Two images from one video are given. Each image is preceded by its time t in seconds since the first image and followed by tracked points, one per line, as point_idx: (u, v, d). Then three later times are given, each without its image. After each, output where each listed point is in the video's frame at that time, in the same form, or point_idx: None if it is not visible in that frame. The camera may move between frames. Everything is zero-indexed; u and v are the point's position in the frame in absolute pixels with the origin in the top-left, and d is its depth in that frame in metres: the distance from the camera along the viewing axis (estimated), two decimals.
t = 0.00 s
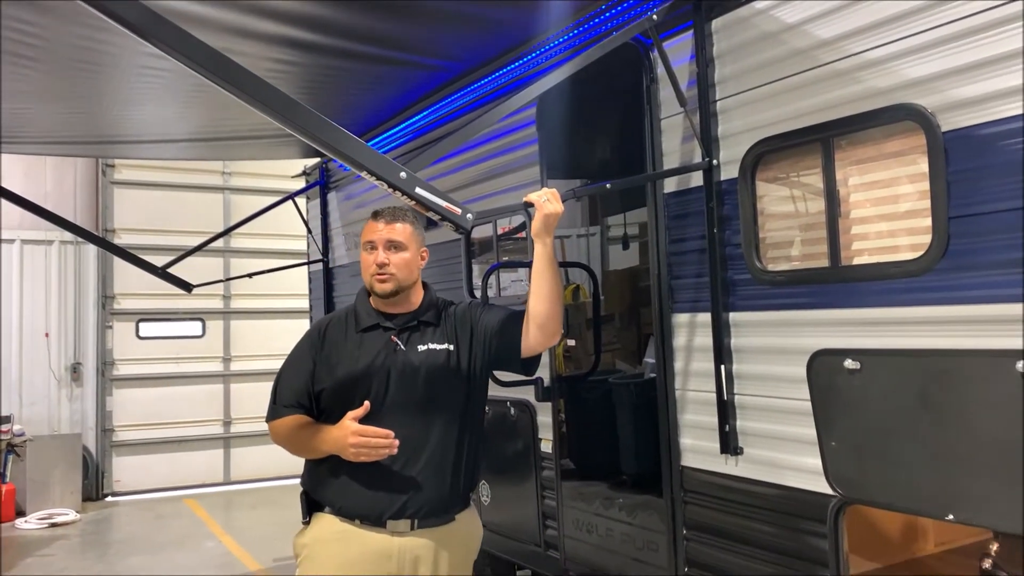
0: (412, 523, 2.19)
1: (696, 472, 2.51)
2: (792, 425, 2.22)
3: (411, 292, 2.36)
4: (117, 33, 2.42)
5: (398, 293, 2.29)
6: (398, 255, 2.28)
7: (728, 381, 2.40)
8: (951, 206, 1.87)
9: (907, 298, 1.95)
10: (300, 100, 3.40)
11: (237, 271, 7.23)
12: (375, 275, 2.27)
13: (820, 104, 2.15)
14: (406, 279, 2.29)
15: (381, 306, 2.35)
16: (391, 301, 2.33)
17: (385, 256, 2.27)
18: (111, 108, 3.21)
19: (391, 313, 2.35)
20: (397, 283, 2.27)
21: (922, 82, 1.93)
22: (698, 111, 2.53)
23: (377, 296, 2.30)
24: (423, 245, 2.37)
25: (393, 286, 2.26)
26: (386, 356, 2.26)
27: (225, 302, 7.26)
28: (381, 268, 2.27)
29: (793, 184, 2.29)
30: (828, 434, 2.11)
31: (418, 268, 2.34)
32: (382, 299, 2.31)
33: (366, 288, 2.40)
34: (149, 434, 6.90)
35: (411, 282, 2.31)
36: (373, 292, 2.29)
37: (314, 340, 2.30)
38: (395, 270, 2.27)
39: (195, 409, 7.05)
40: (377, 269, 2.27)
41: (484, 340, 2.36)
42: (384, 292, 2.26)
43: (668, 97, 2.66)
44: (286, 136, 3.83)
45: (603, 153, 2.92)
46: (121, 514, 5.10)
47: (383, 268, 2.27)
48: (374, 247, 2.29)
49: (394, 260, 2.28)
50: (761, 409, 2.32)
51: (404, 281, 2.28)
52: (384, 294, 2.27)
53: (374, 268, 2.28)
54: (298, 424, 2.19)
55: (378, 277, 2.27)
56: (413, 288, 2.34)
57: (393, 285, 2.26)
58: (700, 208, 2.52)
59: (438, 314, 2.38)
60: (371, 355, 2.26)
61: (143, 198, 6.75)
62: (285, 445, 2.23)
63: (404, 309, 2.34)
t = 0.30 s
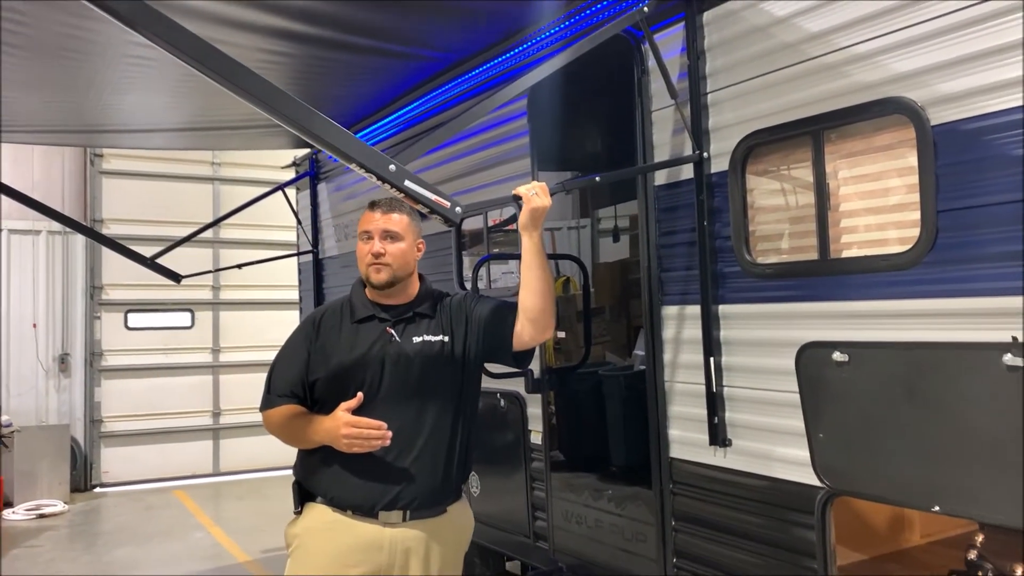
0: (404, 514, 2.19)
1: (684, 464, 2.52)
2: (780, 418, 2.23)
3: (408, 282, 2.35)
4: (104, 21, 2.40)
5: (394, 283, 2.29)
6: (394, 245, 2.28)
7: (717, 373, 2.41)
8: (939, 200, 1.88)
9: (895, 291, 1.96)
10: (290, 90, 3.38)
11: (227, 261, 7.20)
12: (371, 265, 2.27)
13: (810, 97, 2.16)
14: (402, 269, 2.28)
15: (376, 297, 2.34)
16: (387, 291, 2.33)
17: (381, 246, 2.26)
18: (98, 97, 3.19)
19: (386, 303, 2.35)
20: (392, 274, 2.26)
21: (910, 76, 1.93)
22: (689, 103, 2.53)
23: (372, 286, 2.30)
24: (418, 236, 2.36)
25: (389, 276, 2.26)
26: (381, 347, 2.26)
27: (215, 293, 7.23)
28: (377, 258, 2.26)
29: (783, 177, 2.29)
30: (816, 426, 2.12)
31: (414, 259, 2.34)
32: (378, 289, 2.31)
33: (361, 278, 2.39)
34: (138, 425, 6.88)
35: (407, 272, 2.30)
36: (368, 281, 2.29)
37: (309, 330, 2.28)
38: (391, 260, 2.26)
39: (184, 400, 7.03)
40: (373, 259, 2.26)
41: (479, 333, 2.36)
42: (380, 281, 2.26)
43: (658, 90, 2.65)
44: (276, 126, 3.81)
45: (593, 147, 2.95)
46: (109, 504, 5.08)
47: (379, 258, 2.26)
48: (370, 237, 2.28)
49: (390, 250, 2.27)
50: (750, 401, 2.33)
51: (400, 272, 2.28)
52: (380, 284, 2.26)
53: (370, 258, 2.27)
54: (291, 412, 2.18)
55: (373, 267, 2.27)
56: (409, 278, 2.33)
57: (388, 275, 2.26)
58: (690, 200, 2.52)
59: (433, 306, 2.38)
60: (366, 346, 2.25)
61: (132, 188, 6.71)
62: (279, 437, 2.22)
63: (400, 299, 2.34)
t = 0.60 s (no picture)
0: (399, 503, 2.18)
1: (675, 454, 2.54)
2: (771, 408, 2.24)
3: (404, 272, 2.35)
4: (95, 9, 2.38)
5: (391, 273, 2.28)
6: (391, 234, 2.27)
7: (709, 363, 2.42)
8: (931, 190, 1.88)
9: (886, 282, 1.97)
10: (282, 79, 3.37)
11: (218, 251, 7.17)
12: (368, 254, 2.26)
13: (802, 88, 2.16)
14: (399, 259, 2.28)
15: (373, 286, 2.34)
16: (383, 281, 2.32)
17: (378, 235, 2.25)
18: (89, 85, 3.17)
19: (382, 292, 2.34)
20: (390, 263, 2.26)
21: (902, 67, 1.93)
22: (682, 93, 2.52)
23: (369, 275, 2.29)
24: (415, 225, 2.35)
25: (386, 266, 2.26)
26: (377, 336, 2.26)
27: (206, 282, 7.20)
28: (373, 248, 2.25)
29: (776, 169, 2.30)
30: (807, 416, 2.13)
31: (411, 249, 2.33)
32: (375, 278, 2.30)
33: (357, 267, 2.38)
34: (127, 415, 6.86)
35: (403, 262, 2.30)
36: (365, 271, 2.28)
37: (304, 318, 2.28)
38: (388, 250, 2.26)
39: (175, 390, 7.02)
40: (370, 248, 2.25)
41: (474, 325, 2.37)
42: (376, 271, 2.25)
43: (652, 80, 2.64)
44: (268, 116, 3.79)
45: (585, 136, 2.94)
46: (99, 494, 5.07)
47: (375, 247, 2.25)
48: (367, 226, 2.27)
49: (387, 240, 2.26)
50: (741, 390, 2.33)
51: (397, 261, 2.27)
52: (377, 274, 2.26)
53: (367, 247, 2.26)
54: (286, 399, 2.17)
55: (370, 256, 2.26)
56: (405, 268, 2.33)
57: (385, 265, 2.25)
58: (683, 191, 2.52)
59: (428, 297, 2.38)
60: (362, 335, 2.25)
61: (123, 177, 6.67)
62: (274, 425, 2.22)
63: (397, 289, 2.34)
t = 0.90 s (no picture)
0: (394, 493, 2.19)
1: (668, 445, 2.54)
2: (764, 399, 2.25)
3: (399, 264, 2.35)
4: None
5: (386, 263, 2.28)
6: (387, 224, 2.27)
7: (702, 355, 2.43)
8: (925, 183, 1.89)
9: (878, 275, 1.98)
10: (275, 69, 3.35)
11: (211, 241, 7.14)
12: (363, 244, 2.26)
13: (796, 80, 2.16)
14: (394, 249, 2.28)
15: (367, 277, 2.34)
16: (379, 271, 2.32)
17: (373, 225, 2.26)
18: (81, 74, 3.15)
19: (378, 284, 2.34)
20: (385, 253, 2.26)
21: (892, 60, 1.94)
22: (676, 85, 2.51)
23: (364, 266, 2.30)
24: (411, 216, 2.35)
25: (381, 256, 2.26)
26: (372, 326, 2.26)
27: (199, 273, 7.17)
28: (368, 237, 2.26)
29: (769, 161, 2.30)
30: (800, 408, 2.14)
31: (406, 240, 2.33)
32: (369, 269, 2.30)
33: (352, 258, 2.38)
34: (119, 405, 6.90)
35: (398, 253, 2.30)
36: (360, 261, 2.29)
37: (299, 307, 2.27)
38: (383, 240, 2.26)
39: (169, 380, 7.01)
40: (364, 237, 2.26)
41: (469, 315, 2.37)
42: (371, 261, 2.26)
43: (646, 71, 2.64)
44: (261, 106, 3.77)
45: (580, 128, 2.94)
46: (93, 483, 5.06)
47: (370, 237, 2.26)
48: (362, 216, 2.28)
49: (382, 229, 2.27)
50: (734, 382, 2.34)
51: (392, 252, 2.27)
52: (371, 264, 2.26)
53: (362, 237, 2.27)
54: (280, 388, 2.18)
55: (365, 246, 2.26)
56: (400, 259, 2.33)
57: (380, 255, 2.26)
58: (677, 182, 2.52)
59: (423, 287, 2.37)
60: (357, 325, 2.25)
61: (115, 166, 6.63)
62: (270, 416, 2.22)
63: (392, 280, 2.34)
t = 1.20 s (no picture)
0: (386, 486, 2.19)
1: (662, 438, 2.55)
2: (757, 393, 2.26)
3: (389, 257, 2.34)
4: None
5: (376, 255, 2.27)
6: (378, 217, 2.26)
7: (696, 348, 2.43)
8: (918, 177, 1.89)
9: (871, 269, 1.99)
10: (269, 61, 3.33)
11: (205, 234, 7.11)
12: (354, 236, 2.25)
13: (791, 74, 2.16)
14: (385, 242, 2.27)
15: (360, 270, 2.33)
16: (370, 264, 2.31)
17: (364, 217, 2.24)
18: (73, 66, 3.13)
19: (369, 277, 2.33)
20: (376, 246, 2.25)
21: (886, 55, 1.95)
22: (671, 78, 2.51)
23: (355, 258, 2.28)
24: (403, 210, 2.35)
25: (372, 248, 2.24)
26: (365, 319, 2.26)
27: (193, 265, 7.14)
28: (359, 230, 2.24)
29: (763, 154, 2.30)
30: (792, 402, 2.15)
31: (397, 233, 2.32)
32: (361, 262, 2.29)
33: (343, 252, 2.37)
34: (111, 398, 6.87)
35: (389, 245, 2.29)
36: (351, 254, 2.27)
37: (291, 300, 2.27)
38: (374, 232, 2.25)
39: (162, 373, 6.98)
40: (356, 230, 2.24)
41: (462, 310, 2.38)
42: (362, 254, 2.24)
43: (642, 64, 2.64)
44: (255, 98, 3.75)
45: (574, 122, 2.93)
46: (87, 476, 5.04)
47: (360, 231, 2.24)
48: (353, 209, 2.27)
49: (373, 222, 2.25)
50: (727, 375, 2.35)
51: (383, 244, 2.26)
52: (362, 256, 2.25)
53: (353, 229, 2.25)
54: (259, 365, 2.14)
55: (356, 239, 2.25)
56: (391, 252, 2.32)
57: (372, 247, 2.24)
58: (671, 176, 2.52)
59: (416, 281, 2.38)
60: (350, 318, 2.25)
61: (108, 158, 6.58)
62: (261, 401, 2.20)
63: (382, 273, 2.33)
